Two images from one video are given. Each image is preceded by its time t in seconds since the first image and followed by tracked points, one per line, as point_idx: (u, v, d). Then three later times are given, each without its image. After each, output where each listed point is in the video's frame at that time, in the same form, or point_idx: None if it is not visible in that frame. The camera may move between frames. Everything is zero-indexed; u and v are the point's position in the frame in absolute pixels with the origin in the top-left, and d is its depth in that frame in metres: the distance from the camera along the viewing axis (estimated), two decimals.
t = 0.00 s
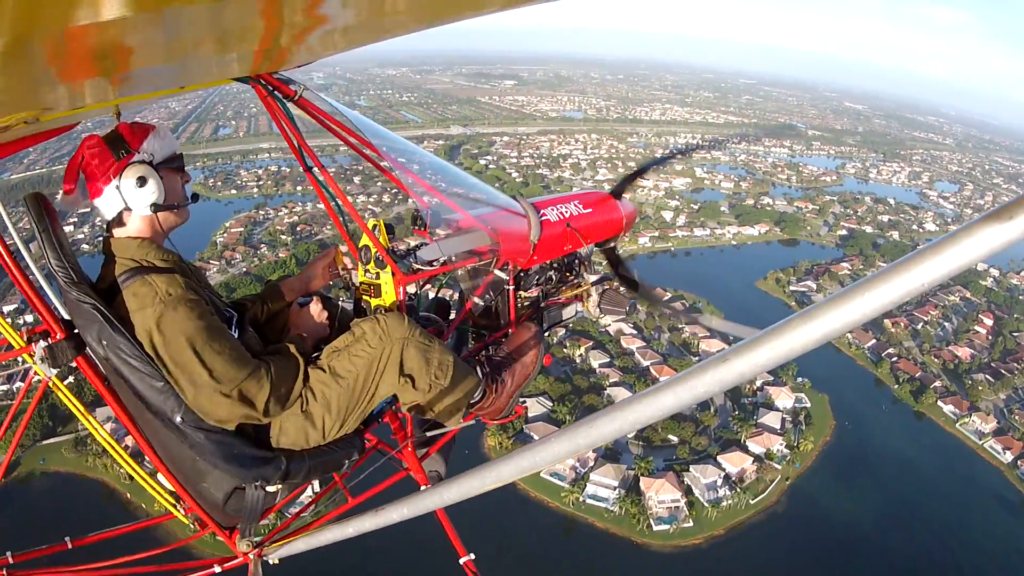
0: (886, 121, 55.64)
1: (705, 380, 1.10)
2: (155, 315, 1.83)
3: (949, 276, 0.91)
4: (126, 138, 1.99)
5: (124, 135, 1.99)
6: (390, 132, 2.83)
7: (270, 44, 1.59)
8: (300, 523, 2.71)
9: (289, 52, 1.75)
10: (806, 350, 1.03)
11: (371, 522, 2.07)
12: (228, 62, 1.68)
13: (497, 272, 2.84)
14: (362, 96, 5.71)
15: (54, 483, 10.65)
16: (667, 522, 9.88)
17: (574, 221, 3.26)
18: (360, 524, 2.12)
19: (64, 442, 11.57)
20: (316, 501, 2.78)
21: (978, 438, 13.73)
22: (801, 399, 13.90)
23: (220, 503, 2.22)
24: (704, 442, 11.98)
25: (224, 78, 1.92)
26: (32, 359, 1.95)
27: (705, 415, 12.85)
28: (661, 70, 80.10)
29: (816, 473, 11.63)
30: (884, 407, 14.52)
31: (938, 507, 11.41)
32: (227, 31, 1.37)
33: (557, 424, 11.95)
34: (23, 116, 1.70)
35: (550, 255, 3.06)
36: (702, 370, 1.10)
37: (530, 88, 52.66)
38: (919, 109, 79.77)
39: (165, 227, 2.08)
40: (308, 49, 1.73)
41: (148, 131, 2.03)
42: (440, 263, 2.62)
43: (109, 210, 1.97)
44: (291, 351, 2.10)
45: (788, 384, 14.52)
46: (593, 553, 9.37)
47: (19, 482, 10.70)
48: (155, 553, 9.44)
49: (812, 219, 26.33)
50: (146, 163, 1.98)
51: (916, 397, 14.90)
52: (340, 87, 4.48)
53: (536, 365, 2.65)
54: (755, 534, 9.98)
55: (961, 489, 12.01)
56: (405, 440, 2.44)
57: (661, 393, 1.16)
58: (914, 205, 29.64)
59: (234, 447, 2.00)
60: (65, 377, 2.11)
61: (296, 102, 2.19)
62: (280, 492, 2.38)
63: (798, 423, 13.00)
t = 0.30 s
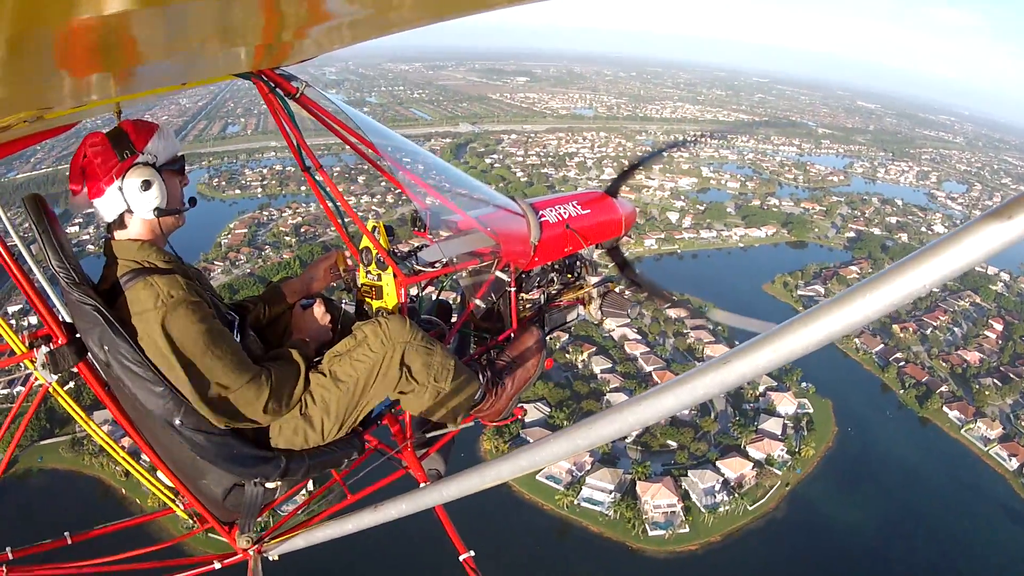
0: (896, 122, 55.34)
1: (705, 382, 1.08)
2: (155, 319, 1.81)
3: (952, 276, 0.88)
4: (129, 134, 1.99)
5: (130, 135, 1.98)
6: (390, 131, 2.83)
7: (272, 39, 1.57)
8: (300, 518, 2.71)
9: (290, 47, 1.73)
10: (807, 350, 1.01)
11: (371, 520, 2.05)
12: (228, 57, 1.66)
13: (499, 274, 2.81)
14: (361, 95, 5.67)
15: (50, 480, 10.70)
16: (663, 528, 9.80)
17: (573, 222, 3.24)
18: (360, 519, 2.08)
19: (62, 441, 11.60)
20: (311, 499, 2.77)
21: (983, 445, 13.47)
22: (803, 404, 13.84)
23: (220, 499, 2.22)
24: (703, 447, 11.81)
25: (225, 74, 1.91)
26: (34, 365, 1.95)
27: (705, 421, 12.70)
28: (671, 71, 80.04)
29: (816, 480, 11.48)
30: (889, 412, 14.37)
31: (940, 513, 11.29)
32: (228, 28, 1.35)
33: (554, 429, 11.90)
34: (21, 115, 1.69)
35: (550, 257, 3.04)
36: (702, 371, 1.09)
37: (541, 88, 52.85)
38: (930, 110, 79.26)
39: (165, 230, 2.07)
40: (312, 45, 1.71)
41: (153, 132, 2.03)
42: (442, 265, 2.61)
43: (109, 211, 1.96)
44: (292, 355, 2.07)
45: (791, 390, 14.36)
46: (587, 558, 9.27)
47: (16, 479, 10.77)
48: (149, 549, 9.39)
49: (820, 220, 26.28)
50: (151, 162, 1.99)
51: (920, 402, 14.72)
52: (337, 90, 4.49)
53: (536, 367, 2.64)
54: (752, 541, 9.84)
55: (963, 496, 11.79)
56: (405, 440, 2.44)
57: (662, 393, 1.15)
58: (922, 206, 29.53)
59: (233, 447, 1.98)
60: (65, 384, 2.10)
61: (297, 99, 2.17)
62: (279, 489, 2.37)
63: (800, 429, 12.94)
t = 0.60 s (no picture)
0: (907, 123, 55.00)
1: (704, 379, 1.08)
2: (157, 317, 1.81)
3: (961, 274, 0.86)
4: (136, 136, 1.99)
5: (137, 135, 1.99)
6: (392, 134, 2.84)
7: (272, 42, 1.57)
8: (301, 519, 2.70)
9: (290, 49, 1.73)
10: (813, 347, 0.99)
11: (372, 520, 2.00)
12: (228, 60, 1.66)
13: (499, 274, 2.80)
14: (360, 94, 5.66)
15: (49, 481, 10.78)
16: (662, 535, 9.71)
17: (573, 222, 3.22)
18: (360, 523, 2.06)
19: (60, 441, 11.69)
20: (311, 504, 2.76)
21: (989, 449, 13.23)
22: (807, 406, 13.69)
23: (222, 500, 2.21)
24: (703, 451, 11.74)
25: (225, 76, 1.91)
26: (32, 365, 1.95)
27: (706, 424, 12.59)
28: (685, 71, 80.01)
29: (819, 484, 11.31)
30: (896, 416, 14.21)
31: (945, 519, 11.16)
32: (226, 32, 1.36)
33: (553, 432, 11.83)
34: (22, 117, 1.69)
35: (551, 257, 3.04)
36: (702, 369, 1.08)
37: (550, 88, 53.02)
38: (942, 110, 78.60)
39: (166, 230, 2.07)
40: (311, 48, 1.72)
41: (160, 136, 2.04)
42: (442, 265, 2.60)
43: (113, 209, 1.97)
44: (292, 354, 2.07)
45: (795, 392, 14.22)
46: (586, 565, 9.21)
47: (15, 479, 10.85)
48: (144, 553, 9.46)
49: (828, 221, 26.14)
50: (156, 165, 1.99)
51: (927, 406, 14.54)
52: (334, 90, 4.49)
53: (536, 367, 2.63)
54: (754, 550, 9.73)
55: (967, 502, 11.61)
56: (405, 437, 2.46)
57: (661, 391, 1.14)
58: (932, 207, 29.33)
59: (234, 445, 1.98)
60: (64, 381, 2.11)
61: (296, 100, 2.20)
62: (280, 488, 2.36)
63: (802, 432, 12.80)
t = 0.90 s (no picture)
0: (917, 123, 54.70)
1: (706, 378, 1.05)
2: (155, 317, 1.80)
3: (963, 271, 0.85)
4: (141, 136, 2.00)
5: (140, 135, 2.00)
6: (394, 135, 2.83)
7: (270, 43, 1.56)
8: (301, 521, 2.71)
9: (288, 50, 1.72)
10: (816, 345, 0.97)
11: (371, 521, 1.95)
12: (226, 61, 1.65)
13: (499, 274, 2.79)
14: (361, 96, 5.66)
15: (48, 484, 10.87)
16: (657, 544, 9.65)
17: (574, 222, 3.20)
18: (359, 525, 2.02)
19: (59, 445, 11.78)
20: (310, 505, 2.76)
21: (996, 457, 13.03)
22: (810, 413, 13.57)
23: (222, 501, 2.21)
24: (703, 459, 11.62)
25: (224, 76, 1.90)
26: (32, 365, 1.96)
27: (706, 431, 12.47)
28: (694, 71, 79.87)
29: (822, 492, 11.21)
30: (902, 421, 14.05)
31: (950, 528, 11.02)
32: (230, 32, 1.35)
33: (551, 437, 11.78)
34: (19, 115, 1.68)
35: (551, 257, 3.02)
36: (702, 367, 1.06)
37: (559, 89, 53.16)
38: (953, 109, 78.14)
39: (167, 231, 2.07)
40: (310, 48, 1.71)
41: (163, 135, 2.04)
42: (442, 265, 2.59)
43: (113, 206, 1.96)
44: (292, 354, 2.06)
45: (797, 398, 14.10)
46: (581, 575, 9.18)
47: (15, 482, 10.94)
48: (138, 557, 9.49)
49: (836, 222, 26.02)
50: (159, 164, 1.99)
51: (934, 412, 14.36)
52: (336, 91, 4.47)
53: (536, 367, 2.61)
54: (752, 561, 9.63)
55: (971, 510, 11.44)
56: (405, 438, 2.43)
57: (662, 391, 1.12)
58: (941, 209, 29.14)
59: (233, 446, 1.96)
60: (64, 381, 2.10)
61: (296, 100, 2.18)
62: (280, 489, 2.35)
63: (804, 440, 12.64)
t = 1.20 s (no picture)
0: (924, 123, 54.53)
1: (706, 378, 1.05)
2: (155, 317, 1.79)
3: (962, 270, 0.84)
4: (145, 136, 2.00)
5: (144, 134, 1.99)
6: (396, 135, 2.82)
7: (271, 44, 1.56)
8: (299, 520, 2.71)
9: (288, 50, 1.72)
10: (816, 344, 0.97)
11: (371, 521, 1.93)
12: (228, 62, 1.65)
13: (499, 274, 2.79)
14: (367, 97, 5.64)
15: (41, 487, 10.88)
16: (649, 552, 9.56)
17: (573, 223, 3.19)
18: (360, 524, 1.98)
19: (53, 449, 11.77)
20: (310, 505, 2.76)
21: (997, 463, 12.95)
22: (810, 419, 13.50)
23: (221, 501, 2.20)
24: (699, 465, 11.64)
25: (225, 76, 1.90)
26: (32, 363, 1.95)
27: (704, 436, 12.47)
28: (701, 71, 79.81)
29: (819, 500, 11.12)
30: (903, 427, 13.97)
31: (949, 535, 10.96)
32: (231, 31, 1.34)
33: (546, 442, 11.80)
34: (20, 115, 1.68)
35: (549, 257, 3.01)
36: (702, 368, 1.06)
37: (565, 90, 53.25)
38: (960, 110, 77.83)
39: (167, 232, 2.06)
40: (310, 48, 1.70)
41: (167, 136, 2.04)
42: (442, 265, 2.60)
43: (113, 206, 1.95)
44: (292, 352, 2.05)
45: (797, 403, 14.08)
46: None
47: (9, 484, 10.96)
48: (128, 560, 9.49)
49: (840, 223, 25.97)
50: (161, 164, 1.98)
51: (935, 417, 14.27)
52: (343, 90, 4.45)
53: (536, 366, 2.61)
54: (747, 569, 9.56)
55: (970, 519, 11.35)
56: (406, 439, 2.43)
57: (661, 391, 1.11)
58: (947, 210, 29.00)
59: (233, 446, 1.91)
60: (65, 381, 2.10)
61: (296, 100, 2.19)
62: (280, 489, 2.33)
63: (805, 445, 12.69)
